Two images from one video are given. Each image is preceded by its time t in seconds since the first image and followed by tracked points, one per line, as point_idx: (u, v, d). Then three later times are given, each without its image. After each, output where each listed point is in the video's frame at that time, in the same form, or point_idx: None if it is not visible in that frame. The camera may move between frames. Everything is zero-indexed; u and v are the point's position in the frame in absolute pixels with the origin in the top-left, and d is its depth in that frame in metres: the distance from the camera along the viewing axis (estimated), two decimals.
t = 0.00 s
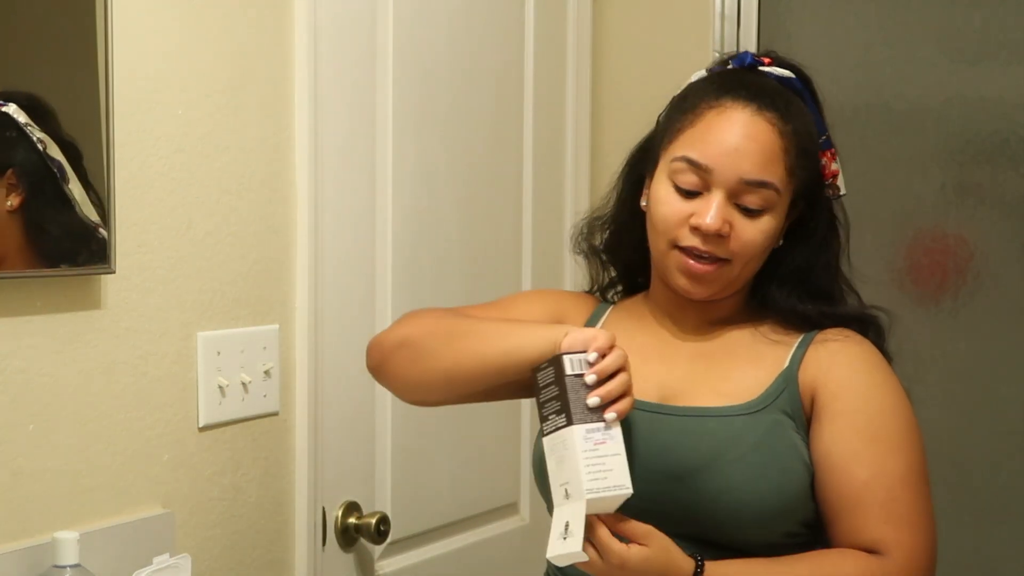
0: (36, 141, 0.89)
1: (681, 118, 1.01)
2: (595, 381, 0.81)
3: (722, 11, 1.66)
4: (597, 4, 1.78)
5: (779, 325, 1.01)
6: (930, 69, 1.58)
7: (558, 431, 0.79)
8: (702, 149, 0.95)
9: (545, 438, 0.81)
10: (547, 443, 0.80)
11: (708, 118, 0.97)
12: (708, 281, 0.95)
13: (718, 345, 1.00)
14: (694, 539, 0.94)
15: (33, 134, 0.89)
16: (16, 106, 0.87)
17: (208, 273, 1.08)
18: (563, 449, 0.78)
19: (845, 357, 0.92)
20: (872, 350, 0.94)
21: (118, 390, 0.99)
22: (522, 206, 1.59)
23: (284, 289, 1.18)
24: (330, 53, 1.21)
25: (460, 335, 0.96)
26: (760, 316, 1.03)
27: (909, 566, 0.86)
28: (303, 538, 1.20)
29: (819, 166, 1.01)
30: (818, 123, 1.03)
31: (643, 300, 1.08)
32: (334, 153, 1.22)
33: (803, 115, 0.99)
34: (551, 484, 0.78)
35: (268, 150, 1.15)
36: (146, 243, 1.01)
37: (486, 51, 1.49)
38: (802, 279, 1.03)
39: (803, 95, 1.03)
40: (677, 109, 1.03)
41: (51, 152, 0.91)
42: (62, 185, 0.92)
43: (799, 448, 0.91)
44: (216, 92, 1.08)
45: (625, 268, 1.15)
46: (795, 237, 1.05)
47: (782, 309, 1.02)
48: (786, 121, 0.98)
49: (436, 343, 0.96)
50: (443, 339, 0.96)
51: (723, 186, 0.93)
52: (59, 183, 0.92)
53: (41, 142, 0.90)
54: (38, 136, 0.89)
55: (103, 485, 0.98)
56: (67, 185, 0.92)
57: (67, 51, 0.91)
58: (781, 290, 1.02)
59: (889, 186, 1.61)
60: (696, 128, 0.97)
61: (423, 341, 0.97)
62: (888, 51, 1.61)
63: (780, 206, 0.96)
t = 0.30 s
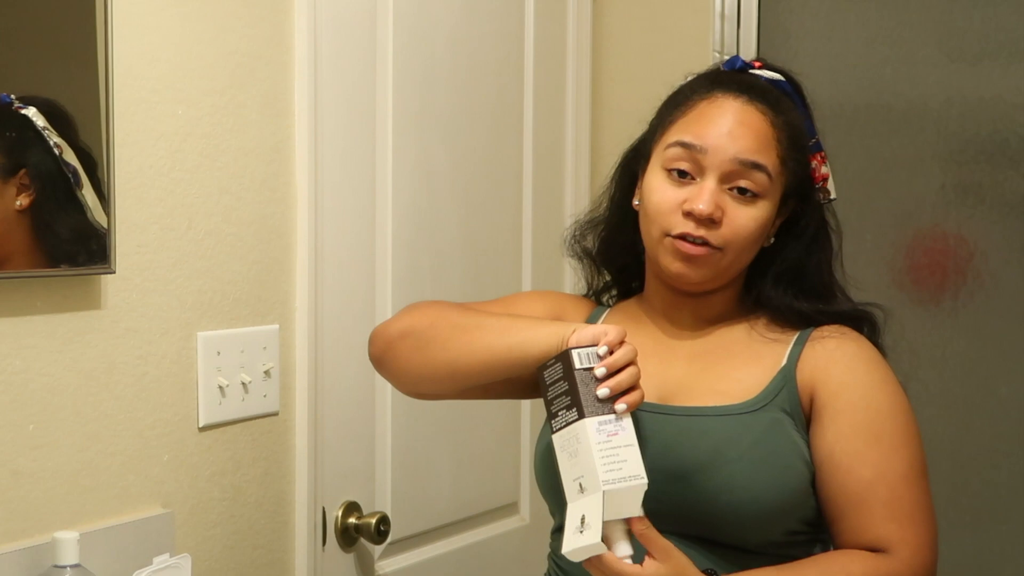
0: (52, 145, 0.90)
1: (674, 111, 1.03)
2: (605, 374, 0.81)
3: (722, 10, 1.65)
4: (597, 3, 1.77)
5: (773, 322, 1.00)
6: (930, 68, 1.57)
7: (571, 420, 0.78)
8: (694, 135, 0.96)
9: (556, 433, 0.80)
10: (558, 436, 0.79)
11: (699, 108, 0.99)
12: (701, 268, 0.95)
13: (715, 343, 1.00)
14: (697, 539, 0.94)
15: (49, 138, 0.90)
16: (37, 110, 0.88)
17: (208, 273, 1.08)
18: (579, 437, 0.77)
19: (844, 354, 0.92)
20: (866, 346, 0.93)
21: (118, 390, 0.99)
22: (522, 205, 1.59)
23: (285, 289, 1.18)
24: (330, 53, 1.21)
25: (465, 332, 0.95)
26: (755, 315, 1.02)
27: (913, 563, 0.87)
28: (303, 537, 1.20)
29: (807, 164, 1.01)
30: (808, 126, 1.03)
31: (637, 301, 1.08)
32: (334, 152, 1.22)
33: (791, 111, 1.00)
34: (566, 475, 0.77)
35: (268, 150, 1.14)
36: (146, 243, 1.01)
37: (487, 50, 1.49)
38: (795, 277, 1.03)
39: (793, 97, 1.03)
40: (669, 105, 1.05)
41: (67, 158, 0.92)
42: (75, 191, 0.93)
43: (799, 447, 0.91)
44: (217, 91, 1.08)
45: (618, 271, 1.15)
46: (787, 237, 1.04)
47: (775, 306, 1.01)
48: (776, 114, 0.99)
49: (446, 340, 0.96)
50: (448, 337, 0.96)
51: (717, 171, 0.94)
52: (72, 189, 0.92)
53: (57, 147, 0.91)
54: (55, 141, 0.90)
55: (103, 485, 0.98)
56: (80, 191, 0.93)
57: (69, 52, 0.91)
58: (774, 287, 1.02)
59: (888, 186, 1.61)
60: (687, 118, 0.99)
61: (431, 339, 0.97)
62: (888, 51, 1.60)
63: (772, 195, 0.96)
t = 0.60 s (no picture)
0: (72, 155, 0.92)
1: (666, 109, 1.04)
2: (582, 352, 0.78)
3: (722, 10, 1.66)
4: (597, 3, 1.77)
5: (780, 321, 1.01)
6: (930, 68, 1.57)
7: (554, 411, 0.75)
8: (684, 125, 0.98)
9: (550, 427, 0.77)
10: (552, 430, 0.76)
11: (688, 101, 1.01)
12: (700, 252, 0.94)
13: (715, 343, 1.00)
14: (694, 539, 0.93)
15: (70, 148, 0.92)
16: (62, 119, 0.91)
17: (208, 273, 1.08)
18: (565, 426, 0.74)
19: (850, 359, 0.92)
20: (872, 347, 0.94)
21: (118, 390, 0.99)
22: (522, 205, 1.59)
23: (285, 289, 1.18)
24: (330, 53, 1.21)
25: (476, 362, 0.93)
26: (760, 312, 1.02)
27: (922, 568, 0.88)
28: (303, 537, 1.20)
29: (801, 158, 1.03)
30: (800, 122, 1.05)
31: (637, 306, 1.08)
32: (334, 152, 1.22)
33: (780, 101, 1.02)
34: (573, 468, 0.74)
35: (268, 149, 1.14)
36: (146, 243, 1.01)
37: (487, 50, 1.48)
38: (799, 274, 1.04)
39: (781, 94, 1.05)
40: (662, 107, 1.07)
41: (85, 170, 0.93)
42: (90, 202, 0.94)
43: (799, 445, 0.91)
44: (217, 91, 1.08)
45: (619, 278, 1.17)
46: (786, 234, 1.05)
47: (782, 304, 1.02)
48: (764, 103, 1.01)
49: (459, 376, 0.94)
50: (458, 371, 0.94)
51: (710, 155, 0.95)
52: (87, 201, 0.94)
53: (77, 158, 0.93)
54: (75, 151, 0.92)
55: (103, 485, 0.98)
56: (94, 204, 0.94)
57: (69, 53, 0.91)
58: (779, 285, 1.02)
59: (888, 186, 1.61)
60: (678, 112, 1.01)
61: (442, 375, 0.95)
62: (888, 50, 1.60)
63: (766, 179, 0.97)
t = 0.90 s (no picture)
0: (75, 158, 0.92)
1: (670, 108, 1.08)
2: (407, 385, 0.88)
3: (722, 10, 1.66)
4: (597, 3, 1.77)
5: (778, 324, 1.03)
6: (930, 69, 1.57)
7: (451, 368, 0.86)
8: (685, 124, 1.01)
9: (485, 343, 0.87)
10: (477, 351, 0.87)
11: (692, 100, 1.04)
12: (699, 249, 0.97)
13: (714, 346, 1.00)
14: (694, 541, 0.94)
15: (73, 151, 0.92)
16: (65, 122, 0.91)
17: (208, 272, 1.08)
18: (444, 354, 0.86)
19: (851, 365, 0.94)
20: (868, 351, 0.96)
21: (117, 390, 0.99)
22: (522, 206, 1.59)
23: (285, 290, 1.18)
24: (331, 54, 1.21)
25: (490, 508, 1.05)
26: (760, 316, 1.04)
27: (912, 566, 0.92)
28: (303, 537, 1.20)
29: (802, 161, 1.05)
30: (805, 130, 1.08)
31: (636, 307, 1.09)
32: (334, 151, 1.22)
33: (782, 103, 1.05)
34: (473, 323, 0.87)
35: (268, 149, 1.14)
36: (146, 243, 1.01)
37: (486, 50, 1.49)
38: (797, 279, 1.05)
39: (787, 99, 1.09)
40: (666, 106, 1.10)
41: (88, 172, 0.93)
42: (93, 204, 0.94)
43: (794, 447, 0.93)
44: (217, 91, 1.08)
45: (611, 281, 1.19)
46: (787, 240, 1.07)
47: (782, 308, 1.03)
48: (768, 104, 1.04)
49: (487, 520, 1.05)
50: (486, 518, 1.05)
51: (709, 152, 0.98)
52: (90, 202, 0.94)
53: (80, 161, 0.93)
54: (78, 154, 0.93)
55: (103, 485, 0.98)
56: (97, 206, 0.94)
57: (69, 54, 0.91)
58: (778, 290, 1.04)
59: (888, 186, 1.61)
60: (680, 111, 1.04)
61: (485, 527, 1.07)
62: (888, 51, 1.60)
63: (766, 178, 1.00)
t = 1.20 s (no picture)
0: (74, 156, 0.92)
1: (654, 109, 1.08)
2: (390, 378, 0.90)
3: (722, 10, 1.66)
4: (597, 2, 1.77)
5: (766, 322, 1.04)
6: (930, 69, 1.58)
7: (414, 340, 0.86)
8: (669, 126, 1.01)
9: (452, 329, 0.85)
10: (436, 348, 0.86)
11: (676, 101, 1.04)
12: (684, 253, 0.98)
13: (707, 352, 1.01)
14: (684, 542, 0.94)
15: (72, 149, 0.92)
16: (63, 120, 0.91)
17: (208, 272, 1.08)
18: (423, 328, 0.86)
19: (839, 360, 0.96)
20: (858, 348, 0.98)
21: (117, 390, 0.99)
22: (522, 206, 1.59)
23: (285, 290, 1.18)
24: (331, 54, 1.21)
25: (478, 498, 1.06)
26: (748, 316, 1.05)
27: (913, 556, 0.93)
28: (303, 537, 1.20)
29: (787, 159, 1.06)
30: (790, 126, 1.08)
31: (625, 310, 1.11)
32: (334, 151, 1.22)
33: (767, 100, 1.05)
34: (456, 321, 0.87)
35: (268, 149, 1.14)
36: (146, 243, 1.01)
37: (486, 50, 1.48)
38: (786, 278, 1.06)
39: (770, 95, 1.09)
40: (650, 106, 1.10)
41: (87, 171, 0.93)
42: (93, 203, 0.94)
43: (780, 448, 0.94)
44: (217, 91, 1.08)
45: (603, 279, 1.20)
46: (774, 238, 1.08)
47: (771, 306, 1.04)
48: (751, 104, 1.04)
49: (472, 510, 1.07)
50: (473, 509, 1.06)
51: (693, 156, 0.98)
52: (89, 201, 0.94)
53: (79, 159, 0.93)
54: (77, 152, 0.93)
55: (103, 485, 0.98)
56: (97, 204, 0.94)
57: (70, 54, 0.91)
58: (767, 289, 1.05)
59: (888, 186, 1.61)
60: (664, 112, 1.04)
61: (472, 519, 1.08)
62: (888, 51, 1.60)
63: (751, 179, 1.00)
